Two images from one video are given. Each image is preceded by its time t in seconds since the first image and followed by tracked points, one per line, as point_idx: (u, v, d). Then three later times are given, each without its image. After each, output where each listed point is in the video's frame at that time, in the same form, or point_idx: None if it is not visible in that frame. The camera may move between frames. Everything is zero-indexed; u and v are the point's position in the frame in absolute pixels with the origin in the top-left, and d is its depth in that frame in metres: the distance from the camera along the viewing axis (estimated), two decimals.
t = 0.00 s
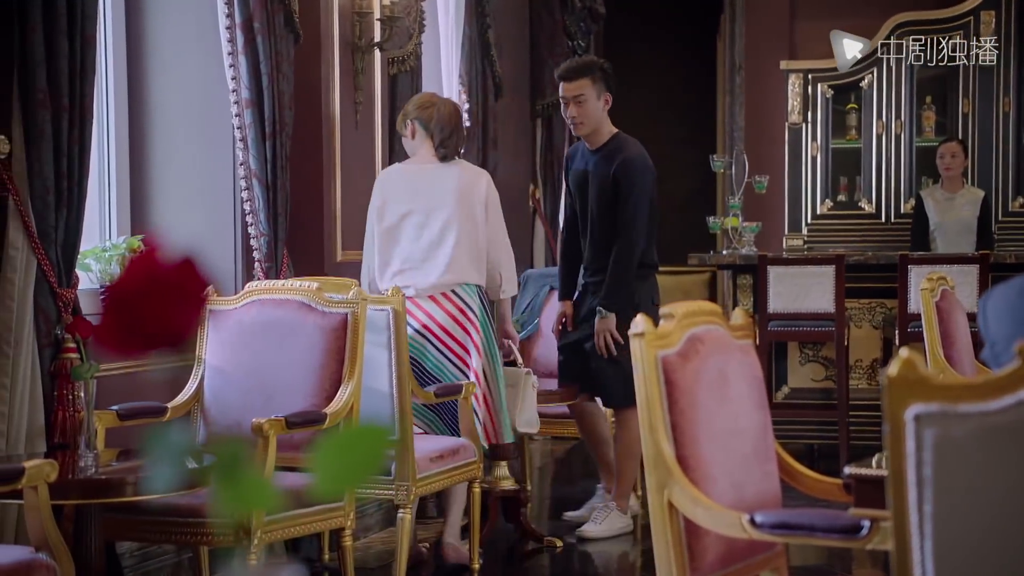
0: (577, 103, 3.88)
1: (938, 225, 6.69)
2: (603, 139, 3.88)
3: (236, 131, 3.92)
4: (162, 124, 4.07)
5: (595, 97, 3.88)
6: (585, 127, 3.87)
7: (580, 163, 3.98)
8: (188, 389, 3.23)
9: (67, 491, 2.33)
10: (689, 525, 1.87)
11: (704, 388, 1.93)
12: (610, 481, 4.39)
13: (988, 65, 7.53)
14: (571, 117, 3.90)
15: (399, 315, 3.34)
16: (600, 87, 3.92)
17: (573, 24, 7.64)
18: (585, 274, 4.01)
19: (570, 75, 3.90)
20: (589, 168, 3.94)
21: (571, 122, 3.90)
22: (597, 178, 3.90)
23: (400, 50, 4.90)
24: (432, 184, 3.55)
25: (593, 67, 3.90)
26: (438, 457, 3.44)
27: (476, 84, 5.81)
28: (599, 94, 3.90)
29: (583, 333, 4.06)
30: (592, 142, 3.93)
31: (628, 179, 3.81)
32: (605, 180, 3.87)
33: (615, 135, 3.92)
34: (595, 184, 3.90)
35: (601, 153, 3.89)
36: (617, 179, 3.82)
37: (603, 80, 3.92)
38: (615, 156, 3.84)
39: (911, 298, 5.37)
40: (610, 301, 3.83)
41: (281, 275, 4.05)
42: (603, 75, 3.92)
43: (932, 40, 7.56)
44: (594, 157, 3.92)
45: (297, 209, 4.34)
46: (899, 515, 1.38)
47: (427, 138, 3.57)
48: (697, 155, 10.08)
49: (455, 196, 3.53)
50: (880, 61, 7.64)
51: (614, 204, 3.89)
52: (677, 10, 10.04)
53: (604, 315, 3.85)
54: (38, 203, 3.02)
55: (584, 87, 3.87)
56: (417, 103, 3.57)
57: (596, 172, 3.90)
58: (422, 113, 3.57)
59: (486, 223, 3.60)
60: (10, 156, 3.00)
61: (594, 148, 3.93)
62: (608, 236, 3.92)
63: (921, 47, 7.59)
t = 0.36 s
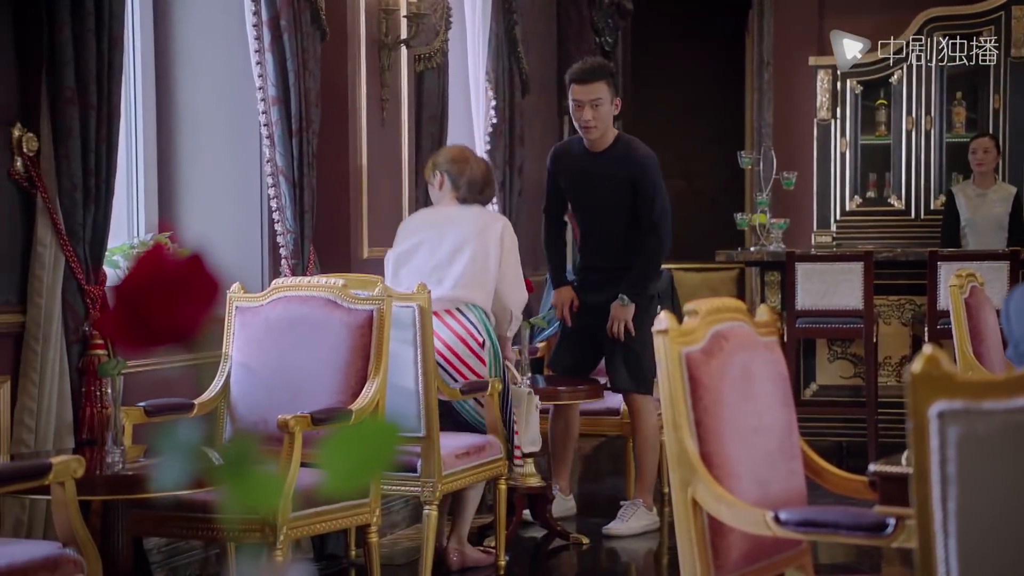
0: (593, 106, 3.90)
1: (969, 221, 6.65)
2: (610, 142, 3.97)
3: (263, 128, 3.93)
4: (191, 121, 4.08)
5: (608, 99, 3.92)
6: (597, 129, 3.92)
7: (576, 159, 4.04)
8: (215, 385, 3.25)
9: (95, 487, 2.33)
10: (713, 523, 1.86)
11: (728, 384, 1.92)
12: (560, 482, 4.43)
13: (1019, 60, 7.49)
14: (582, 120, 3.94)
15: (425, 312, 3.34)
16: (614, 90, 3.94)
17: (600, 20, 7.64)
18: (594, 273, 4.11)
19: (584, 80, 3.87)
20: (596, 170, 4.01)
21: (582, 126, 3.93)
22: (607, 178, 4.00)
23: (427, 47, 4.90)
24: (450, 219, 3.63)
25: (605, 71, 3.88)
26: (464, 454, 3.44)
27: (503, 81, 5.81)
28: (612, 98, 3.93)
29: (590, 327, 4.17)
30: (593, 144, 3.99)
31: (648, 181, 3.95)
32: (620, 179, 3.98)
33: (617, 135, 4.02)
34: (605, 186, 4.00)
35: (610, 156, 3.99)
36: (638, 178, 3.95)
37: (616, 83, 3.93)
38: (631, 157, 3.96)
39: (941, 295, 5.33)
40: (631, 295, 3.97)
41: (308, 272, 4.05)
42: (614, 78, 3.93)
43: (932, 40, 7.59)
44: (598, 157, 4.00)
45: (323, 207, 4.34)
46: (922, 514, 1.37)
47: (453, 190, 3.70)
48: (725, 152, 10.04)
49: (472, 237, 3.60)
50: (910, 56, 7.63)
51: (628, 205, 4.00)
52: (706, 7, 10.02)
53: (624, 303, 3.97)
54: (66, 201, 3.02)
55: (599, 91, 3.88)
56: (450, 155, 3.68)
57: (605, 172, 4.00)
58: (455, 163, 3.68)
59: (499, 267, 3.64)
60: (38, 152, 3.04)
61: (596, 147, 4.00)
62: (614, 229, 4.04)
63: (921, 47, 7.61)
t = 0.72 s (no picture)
0: (561, 155, 3.90)
1: (980, 217, 6.63)
2: (584, 177, 4.01)
3: (279, 124, 3.93)
4: (206, 116, 4.08)
5: (572, 141, 3.90)
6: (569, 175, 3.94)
7: (554, 198, 4.09)
8: (230, 380, 3.25)
9: (109, 482, 2.32)
10: (725, 519, 1.86)
11: (742, 380, 1.92)
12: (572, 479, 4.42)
13: None
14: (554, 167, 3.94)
15: (440, 307, 3.33)
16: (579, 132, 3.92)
17: (616, 15, 7.63)
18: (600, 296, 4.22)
19: (547, 131, 3.85)
20: (577, 206, 4.07)
21: (553, 173, 3.94)
22: (591, 209, 4.06)
23: (442, 43, 4.90)
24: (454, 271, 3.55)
25: (570, 119, 3.83)
26: (478, 450, 3.44)
27: (518, 78, 5.81)
28: (578, 141, 3.92)
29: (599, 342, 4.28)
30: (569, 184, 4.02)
31: (636, 203, 4.04)
32: (605, 208, 4.05)
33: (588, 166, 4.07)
34: (592, 219, 4.07)
35: (589, 188, 4.04)
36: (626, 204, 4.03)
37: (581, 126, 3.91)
38: (613, 186, 4.03)
39: (958, 291, 5.32)
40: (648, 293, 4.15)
41: (323, 268, 4.06)
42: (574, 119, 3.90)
43: (932, 40, 7.63)
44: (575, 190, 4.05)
45: (338, 203, 4.34)
46: (934, 511, 1.36)
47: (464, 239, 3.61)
48: (741, 147, 10.02)
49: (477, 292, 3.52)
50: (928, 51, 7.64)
51: (618, 227, 4.10)
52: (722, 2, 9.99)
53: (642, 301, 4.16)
54: (82, 197, 3.01)
55: (564, 140, 3.87)
56: (463, 204, 3.58)
57: (587, 202, 4.06)
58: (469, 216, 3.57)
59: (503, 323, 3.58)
60: (54, 148, 3.04)
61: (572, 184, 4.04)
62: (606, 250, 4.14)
63: (920, 47, 7.66)
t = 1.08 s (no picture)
0: (570, 216, 4.03)
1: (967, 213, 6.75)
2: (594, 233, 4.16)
3: (289, 117, 3.93)
4: (215, 109, 4.09)
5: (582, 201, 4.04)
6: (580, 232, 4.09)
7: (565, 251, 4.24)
8: (240, 372, 3.26)
9: (119, 475, 2.31)
10: (733, 512, 1.85)
11: (750, 373, 1.91)
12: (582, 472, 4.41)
13: None
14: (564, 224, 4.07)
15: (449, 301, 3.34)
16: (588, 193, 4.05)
17: (627, 8, 7.62)
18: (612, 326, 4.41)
19: (559, 191, 3.99)
20: (589, 255, 4.23)
21: (561, 233, 4.08)
22: (604, 259, 4.23)
23: (452, 36, 4.90)
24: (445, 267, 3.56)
25: (583, 179, 3.98)
26: (487, 443, 3.45)
27: (528, 71, 5.81)
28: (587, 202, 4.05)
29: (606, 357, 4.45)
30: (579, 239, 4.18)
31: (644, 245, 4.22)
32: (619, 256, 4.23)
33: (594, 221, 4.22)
34: (603, 265, 4.25)
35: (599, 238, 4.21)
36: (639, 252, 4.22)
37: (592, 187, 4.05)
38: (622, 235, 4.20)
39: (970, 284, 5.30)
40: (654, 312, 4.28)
41: (333, 261, 4.05)
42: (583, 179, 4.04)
43: (932, 40, 7.61)
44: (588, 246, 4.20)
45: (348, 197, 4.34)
46: (940, 504, 1.36)
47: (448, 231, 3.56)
48: (752, 141, 10.00)
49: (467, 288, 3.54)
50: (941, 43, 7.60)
51: (628, 268, 4.28)
52: None
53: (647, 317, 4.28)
54: (92, 190, 3.01)
55: (574, 203, 4.01)
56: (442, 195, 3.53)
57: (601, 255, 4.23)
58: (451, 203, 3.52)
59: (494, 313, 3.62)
60: (63, 141, 3.04)
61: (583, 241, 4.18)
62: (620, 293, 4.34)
63: (920, 47, 7.63)
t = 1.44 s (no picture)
0: (592, 238, 4.17)
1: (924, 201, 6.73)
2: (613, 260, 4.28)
3: (294, 108, 3.92)
4: (221, 101, 4.08)
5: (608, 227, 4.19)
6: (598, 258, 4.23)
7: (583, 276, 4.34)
8: (245, 363, 3.26)
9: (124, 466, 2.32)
10: (737, 503, 1.85)
11: (754, 363, 1.91)
12: (587, 462, 4.42)
13: None
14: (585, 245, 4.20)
15: (455, 292, 3.34)
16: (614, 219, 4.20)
17: None
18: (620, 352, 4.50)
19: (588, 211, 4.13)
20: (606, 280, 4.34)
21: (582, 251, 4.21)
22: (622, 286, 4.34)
23: (459, 26, 4.90)
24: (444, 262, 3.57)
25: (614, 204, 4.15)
26: (492, 434, 3.45)
27: (535, 61, 5.81)
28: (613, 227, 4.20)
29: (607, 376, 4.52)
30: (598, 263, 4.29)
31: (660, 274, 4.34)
32: (638, 284, 4.34)
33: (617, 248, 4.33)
34: (620, 292, 4.35)
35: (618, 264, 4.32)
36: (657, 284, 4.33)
37: (619, 215, 4.21)
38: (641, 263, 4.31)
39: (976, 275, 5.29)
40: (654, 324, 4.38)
41: (339, 252, 4.05)
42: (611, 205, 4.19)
43: (933, 40, 7.67)
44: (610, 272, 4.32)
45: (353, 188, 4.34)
46: (944, 493, 1.36)
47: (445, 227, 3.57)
48: (759, 131, 9.98)
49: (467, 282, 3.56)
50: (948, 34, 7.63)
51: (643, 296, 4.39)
52: None
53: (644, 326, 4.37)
54: (98, 181, 3.02)
55: (600, 225, 4.15)
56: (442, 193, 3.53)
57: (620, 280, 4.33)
58: (449, 203, 3.54)
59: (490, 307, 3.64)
60: (69, 132, 3.05)
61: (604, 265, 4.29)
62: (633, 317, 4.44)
63: (921, 47, 7.69)
